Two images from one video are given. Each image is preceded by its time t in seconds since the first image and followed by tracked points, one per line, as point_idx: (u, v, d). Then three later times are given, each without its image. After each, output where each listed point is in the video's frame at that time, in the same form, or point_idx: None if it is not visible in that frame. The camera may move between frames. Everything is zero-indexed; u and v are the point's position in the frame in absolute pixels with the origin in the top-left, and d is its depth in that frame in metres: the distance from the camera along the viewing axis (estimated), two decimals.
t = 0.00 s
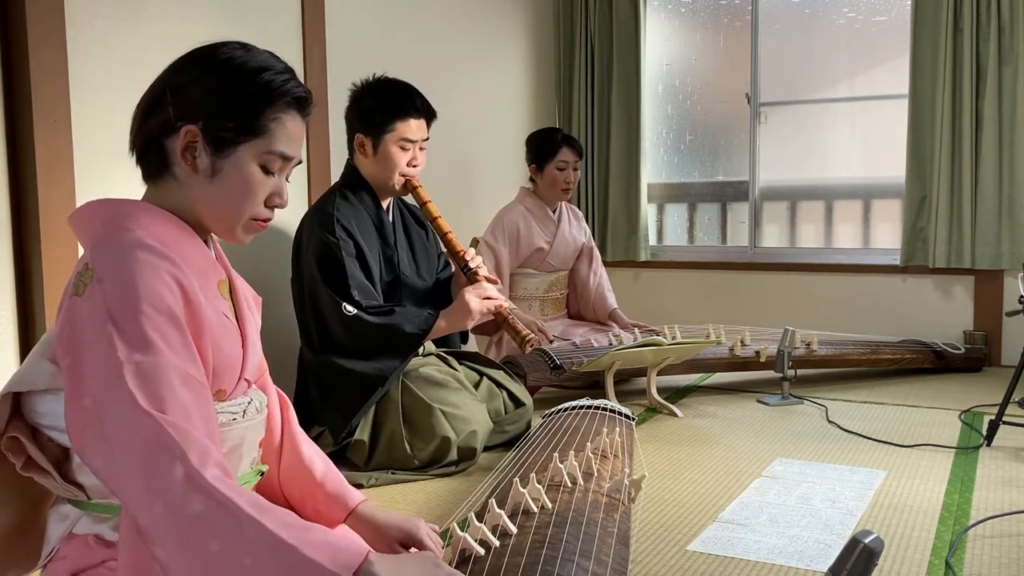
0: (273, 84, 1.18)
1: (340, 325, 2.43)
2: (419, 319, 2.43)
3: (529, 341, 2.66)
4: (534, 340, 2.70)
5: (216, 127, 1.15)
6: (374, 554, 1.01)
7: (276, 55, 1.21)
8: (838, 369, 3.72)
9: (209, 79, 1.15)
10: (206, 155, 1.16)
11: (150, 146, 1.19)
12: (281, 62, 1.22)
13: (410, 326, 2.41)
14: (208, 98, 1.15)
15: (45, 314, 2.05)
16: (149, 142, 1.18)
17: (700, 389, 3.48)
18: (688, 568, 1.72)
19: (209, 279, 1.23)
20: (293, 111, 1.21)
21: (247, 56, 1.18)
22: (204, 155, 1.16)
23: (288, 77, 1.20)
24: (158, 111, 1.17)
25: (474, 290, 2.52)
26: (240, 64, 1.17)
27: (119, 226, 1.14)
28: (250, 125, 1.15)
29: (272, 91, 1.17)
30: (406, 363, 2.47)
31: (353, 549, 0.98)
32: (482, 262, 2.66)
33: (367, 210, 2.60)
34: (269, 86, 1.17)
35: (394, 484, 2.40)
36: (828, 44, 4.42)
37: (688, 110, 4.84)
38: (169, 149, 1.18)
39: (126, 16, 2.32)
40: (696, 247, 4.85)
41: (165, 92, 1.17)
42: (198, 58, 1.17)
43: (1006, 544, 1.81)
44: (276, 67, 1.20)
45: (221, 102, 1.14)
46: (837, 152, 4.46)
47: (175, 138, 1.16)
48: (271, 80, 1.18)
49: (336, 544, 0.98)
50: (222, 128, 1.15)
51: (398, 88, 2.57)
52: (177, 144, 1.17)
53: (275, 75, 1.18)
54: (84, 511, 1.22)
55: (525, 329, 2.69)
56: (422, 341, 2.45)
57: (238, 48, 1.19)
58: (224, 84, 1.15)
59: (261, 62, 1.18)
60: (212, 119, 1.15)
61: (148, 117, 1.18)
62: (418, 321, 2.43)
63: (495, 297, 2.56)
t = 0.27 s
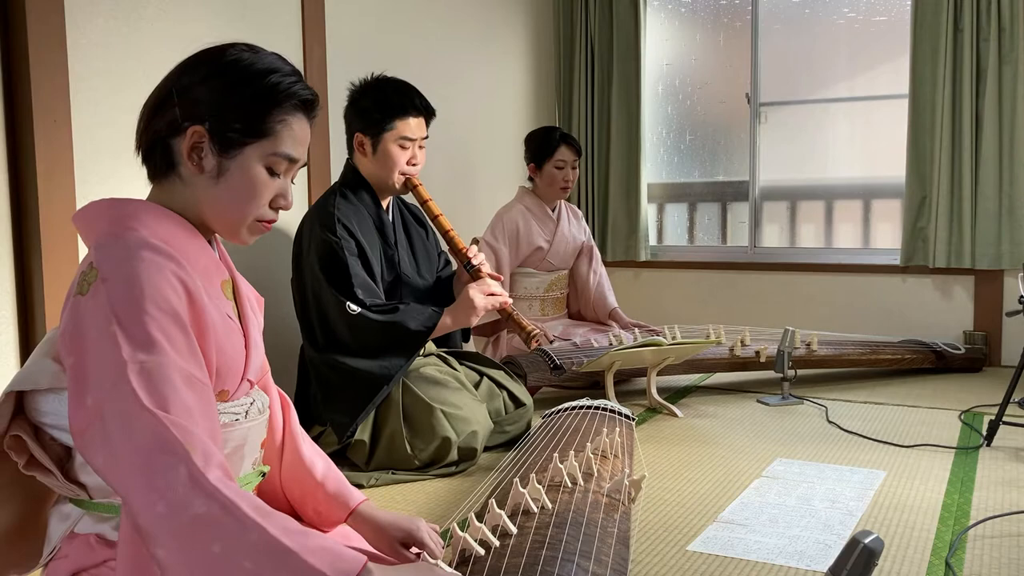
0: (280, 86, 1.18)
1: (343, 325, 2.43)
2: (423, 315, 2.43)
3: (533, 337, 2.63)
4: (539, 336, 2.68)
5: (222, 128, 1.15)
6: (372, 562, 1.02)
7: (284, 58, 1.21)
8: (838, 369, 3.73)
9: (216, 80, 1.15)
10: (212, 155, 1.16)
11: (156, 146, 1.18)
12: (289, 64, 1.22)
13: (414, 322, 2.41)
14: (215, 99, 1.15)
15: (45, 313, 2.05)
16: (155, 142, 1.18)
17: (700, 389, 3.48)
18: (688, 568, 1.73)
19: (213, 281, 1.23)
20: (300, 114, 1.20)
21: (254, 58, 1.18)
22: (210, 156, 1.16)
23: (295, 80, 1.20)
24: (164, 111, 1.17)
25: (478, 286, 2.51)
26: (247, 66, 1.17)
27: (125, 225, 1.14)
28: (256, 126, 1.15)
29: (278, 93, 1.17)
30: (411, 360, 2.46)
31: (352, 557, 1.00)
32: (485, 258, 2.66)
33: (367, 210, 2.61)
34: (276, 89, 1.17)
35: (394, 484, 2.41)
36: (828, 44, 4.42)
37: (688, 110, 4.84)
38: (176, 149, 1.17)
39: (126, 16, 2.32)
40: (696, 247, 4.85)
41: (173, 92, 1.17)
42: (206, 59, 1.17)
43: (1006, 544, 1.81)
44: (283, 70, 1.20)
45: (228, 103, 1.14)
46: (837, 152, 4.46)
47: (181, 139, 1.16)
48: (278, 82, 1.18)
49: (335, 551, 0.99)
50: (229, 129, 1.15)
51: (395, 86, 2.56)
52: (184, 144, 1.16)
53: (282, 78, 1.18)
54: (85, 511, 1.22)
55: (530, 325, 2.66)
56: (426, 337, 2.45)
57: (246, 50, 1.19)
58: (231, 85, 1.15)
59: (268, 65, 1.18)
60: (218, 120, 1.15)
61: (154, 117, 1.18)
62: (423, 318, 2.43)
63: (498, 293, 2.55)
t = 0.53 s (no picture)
0: (279, 84, 1.18)
1: (338, 327, 2.44)
2: (415, 322, 2.43)
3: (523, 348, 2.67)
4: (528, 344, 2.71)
5: (222, 127, 1.15)
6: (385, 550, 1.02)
7: (282, 56, 1.21)
8: (838, 369, 3.72)
9: (215, 78, 1.15)
10: (212, 154, 1.16)
11: (157, 146, 1.19)
12: (288, 62, 1.22)
13: (407, 328, 2.41)
14: (215, 98, 1.15)
15: (45, 313, 2.05)
16: (155, 141, 1.18)
17: (700, 389, 3.48)
18: (688, 568, 1.73)
19: (214, 280, 1.23)
20: (299, 112, 1.21)
21: (253, 57, 1.18)
22: (210, 155, 1.16)
23: (295, 78, 1.20)
24: (164, 110, 1.17)
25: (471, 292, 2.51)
26: (246, 64, 1.17)
27: (126, 225, 1.14)
28: (256, 125, 1.15)
29: (278, 91, 1.17)
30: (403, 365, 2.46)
31: (366, 546, 1.00)
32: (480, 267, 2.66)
33: (367, 211, 2.61)
34: (275, 87, 1.17)
35: (394, 484, 2.41)
36: (828, 44, 4.42)
37: (688, 110, 4.84)
38: (176, 149, 1.17)
39: (126, 16, 2.32)
40: (696, 247, 4.85)
41: (172, 92, 1.17)
42: (205, 58, 1.17)
43: (1006, 544, 1.81)
44: (282, 68, 1.20)
45: (228, 102, 1.15)
46: (837, 152, 4.46)
47: (181, 138, 1.16)
48: (278, 80, 1.18)
49: (349, 540, 0.99)
50: (229, 128, 1.15)
51: (397, 87, 2.57)
52: (184, 144, 1.16)
53: (281, 76, 1.18)
54: (87, 510, 1.22)
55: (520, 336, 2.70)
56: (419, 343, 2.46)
57: (245, 49, 1.19)
58: (231, 84, 1.15)
59: (267, 63, 1.19)
60: (219, 119, 1.15)
61: (155, 117, 1.18)
62: (416, 324, 2.43)
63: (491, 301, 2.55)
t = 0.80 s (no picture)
0: (277, 82, 1.18)
1: (337, 327, 2.44)
2: (415, 320, 2.43)
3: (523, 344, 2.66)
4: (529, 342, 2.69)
5: (220, 126, 1.15)
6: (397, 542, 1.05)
7: (279, 54, 1.21)
8: (838, 369, 3.73)
9: (213, 77, 1.15)
10: (211, 153, 1.16)
11: (154, 145, 1.19)
12: (284, 60, 1.22)
13: (406, 327, 2.41)
14: (213, 96, 1.15)
15: (45, 314, 2.05)
16: (153, 140, 1.18)
17: (700, 389, 3.48)
18: (688, 568, 1.73)
19: (214, 279, 1.23)
20: (297, 110, 1.21)
21: (250, 55, 1.18)
22: (209, 154, 1.17)
23: (292, 76, 1.20)
24: (162, 110, 1.17)
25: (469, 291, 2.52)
26: (243, 63, 1.17)
27: (126, 225, 1.14)
28: (253, 123, 1.15)
29: (276, 89, 1.17)
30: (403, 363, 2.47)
31: (378, 538, 1.03)
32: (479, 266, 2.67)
33: (366, 210, 2.60)
34: (273, 85, 1.17)
35: (394, 484, 2.41)
36: (828, 44, 4.42)
37: (688, 110, 4.84)
38: (174, 148, 1.17)
39: (126, 16, 2.32)
40: (696, 247, 4.85)
41: (170, 91, 1.17)
42: (202, 56, 1.17)
43: (1006, 544, 1.81)
44: (278, 66, 1.20)
45: (226, 101, 1.15)
46: (837, 152, 4.46)
47: (180, 137, 1.16)
48: (274, 79, 1.18)
49: (361, 532, 1.02)
50: (227, 127, 1.15)
51: (397, 87, 2.57)
52: (182, 143, 1.16)
53: (278, 74, 1.18)
54: (88, 510, 1.22)
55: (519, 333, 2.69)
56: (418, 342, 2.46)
57: (241, 48, 1.19)
58: (227, 82, 1.15)
59: (264, 61, 1.18)
60: (216, 118, 1.15)
61: (152, 117, 1.18)
62: (415, 323, 2.43)
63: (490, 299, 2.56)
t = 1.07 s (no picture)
0: (272, 83, 1.18)
1: (345, 326, 2.44)
2: (423, 317, 2.43)
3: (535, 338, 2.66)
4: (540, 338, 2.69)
5: (215, 126, 1.15)
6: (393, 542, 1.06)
7: (275, 54, 1.21)
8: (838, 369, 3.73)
9: (209, 77, 1.15)
10: (206, 153, 1.16)
11: (150, 145, 1.19)
12: (280, 60, 1.22)
13: (415, 323, 2.41)
14: (208, 96, 1.15)
15: (45, 314, 2.05)
16: (149, 140, 1.18)
17: (700, 389, 3.48)
18: (688, 568, 1.72)
19: (210, 278, 1.23)
20: (293, 110, 1.21)
21: (245, 55, 1.18)
22: (204, 153, 1.16)
23: (288, 76, 1.20)
24: (158, 109, 1.17)
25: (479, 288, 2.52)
26: (239, 63, 1.17)
27: (121, 225, 1.14)
28: (249, 123, 1.15)
29: (271, 89, 1.17)
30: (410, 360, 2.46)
31: (375, 540, 1.03)
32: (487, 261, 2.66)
33: (368, 210, 2.60)
34: (268, 85, 1.17)
35: (394, 484, 2.40)
36: (828, 44, 4.42)
37: (688, 110, 4.84)
38: (169, 148, 1.17)
39: (126, 16, 2.32)
40: (696, 247, 4.85)
41: (166, 90, 1.17)
42: (198, 56, 1.17)
43: (1006, 544, 1.81)
44: (274, 66, 1.20)
45: (222, 101, 1.14)
46: (837, 152, 4.46)
47: (175, 137, 1.16)
48: (270, 79, 1.18)
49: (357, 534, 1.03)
50: (222, 126, 1.15)
51: (396, 87, 2.57)
52: (178, 143, 1.16)
53: (274, 74, 1.18)
54: (87, 510, 1.22)
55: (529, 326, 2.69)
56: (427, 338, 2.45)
57: (238, 48, 1.19)
58: (223, 82, 1.15)
59: (259, 62, 1.18)
60: (212, 117, 1.15)
61: (148, 116, 1.18)
62: (424, 319, 2.43)
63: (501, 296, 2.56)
